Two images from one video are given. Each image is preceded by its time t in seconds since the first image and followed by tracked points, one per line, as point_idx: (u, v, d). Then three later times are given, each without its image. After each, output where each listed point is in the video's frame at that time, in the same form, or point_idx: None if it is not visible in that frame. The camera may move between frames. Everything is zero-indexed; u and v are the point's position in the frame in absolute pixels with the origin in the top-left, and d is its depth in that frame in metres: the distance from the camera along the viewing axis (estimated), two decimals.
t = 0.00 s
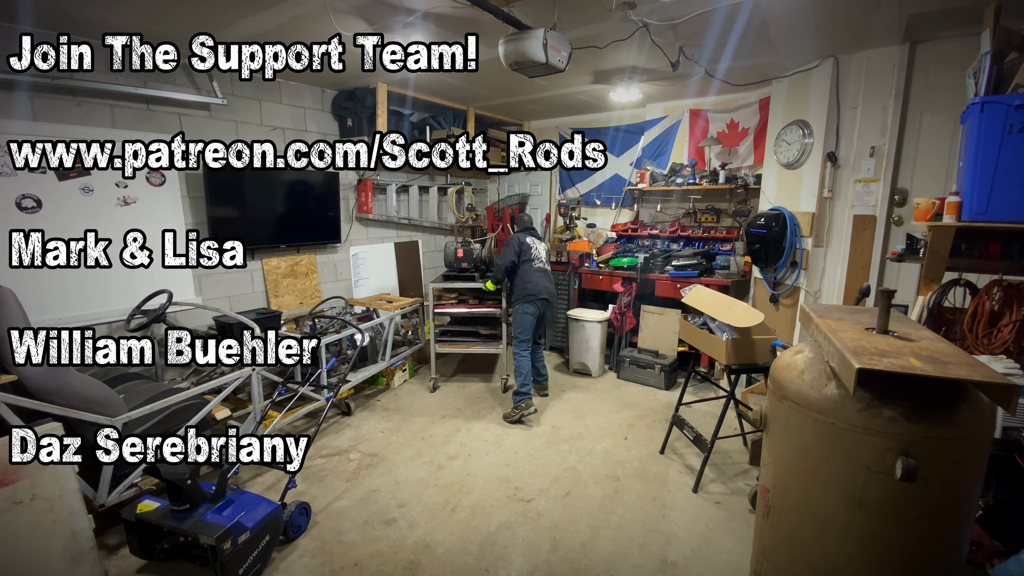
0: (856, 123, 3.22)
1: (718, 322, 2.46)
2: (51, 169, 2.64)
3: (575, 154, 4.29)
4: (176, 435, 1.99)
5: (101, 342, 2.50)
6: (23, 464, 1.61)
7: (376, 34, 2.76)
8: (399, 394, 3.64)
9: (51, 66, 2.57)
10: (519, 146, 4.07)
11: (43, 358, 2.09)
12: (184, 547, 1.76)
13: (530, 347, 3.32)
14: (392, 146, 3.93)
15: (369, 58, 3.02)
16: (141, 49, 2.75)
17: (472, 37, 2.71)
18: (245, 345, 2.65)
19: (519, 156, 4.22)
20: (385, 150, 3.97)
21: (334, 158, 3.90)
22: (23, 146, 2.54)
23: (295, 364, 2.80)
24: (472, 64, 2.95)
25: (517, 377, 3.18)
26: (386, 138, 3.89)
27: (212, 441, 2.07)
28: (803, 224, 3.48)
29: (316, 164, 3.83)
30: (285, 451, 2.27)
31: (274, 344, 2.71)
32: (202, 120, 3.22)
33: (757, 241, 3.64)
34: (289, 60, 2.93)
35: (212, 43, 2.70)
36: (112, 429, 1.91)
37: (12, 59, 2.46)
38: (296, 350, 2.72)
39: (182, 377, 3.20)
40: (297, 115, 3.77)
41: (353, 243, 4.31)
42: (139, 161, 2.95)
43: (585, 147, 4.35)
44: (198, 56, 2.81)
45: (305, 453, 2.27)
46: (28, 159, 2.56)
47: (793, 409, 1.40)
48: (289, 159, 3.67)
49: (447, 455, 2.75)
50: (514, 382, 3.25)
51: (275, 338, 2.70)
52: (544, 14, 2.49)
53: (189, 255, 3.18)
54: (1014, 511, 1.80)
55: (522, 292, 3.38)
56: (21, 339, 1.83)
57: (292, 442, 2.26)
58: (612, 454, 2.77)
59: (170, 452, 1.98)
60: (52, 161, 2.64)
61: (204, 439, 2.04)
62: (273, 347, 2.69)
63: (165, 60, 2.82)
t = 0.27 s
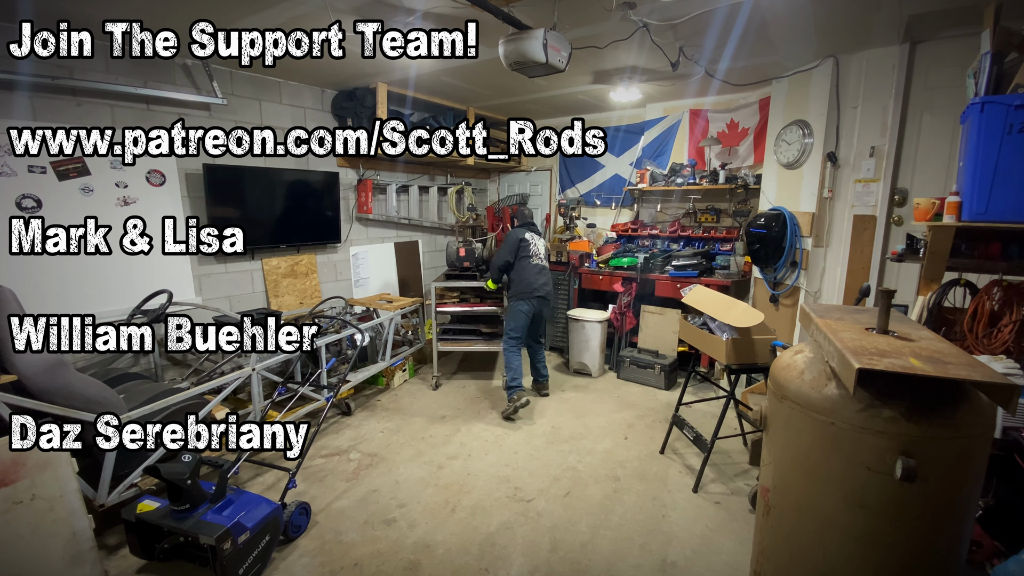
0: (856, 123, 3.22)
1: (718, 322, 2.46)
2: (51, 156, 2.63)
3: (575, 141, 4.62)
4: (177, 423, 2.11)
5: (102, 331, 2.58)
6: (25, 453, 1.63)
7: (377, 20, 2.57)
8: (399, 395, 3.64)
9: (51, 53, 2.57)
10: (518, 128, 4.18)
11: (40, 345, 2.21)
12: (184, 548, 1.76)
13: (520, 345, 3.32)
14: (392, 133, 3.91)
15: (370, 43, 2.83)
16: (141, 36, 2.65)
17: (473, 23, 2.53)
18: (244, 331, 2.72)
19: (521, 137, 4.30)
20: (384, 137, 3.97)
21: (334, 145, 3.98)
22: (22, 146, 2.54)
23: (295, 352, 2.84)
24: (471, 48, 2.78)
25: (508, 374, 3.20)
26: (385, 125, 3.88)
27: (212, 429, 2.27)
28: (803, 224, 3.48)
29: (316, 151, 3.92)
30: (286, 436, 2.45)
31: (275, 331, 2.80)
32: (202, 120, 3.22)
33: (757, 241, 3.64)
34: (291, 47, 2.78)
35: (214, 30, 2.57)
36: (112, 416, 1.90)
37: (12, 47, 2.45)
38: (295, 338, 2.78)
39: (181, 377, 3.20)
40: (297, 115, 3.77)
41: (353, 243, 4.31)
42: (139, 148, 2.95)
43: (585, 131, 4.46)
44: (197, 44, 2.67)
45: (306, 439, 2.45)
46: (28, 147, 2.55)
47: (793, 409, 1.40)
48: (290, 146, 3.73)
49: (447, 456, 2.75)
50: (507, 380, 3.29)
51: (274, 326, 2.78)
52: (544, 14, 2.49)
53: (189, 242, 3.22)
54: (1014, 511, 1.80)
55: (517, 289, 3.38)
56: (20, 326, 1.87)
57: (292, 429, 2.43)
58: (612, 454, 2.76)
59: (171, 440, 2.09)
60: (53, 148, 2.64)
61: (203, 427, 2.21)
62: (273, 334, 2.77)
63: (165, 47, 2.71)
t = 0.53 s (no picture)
0: (856, 123, 3.22)
1: (718, 322, 2.46)
2: (50, 143, 2.62)
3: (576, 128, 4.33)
4: (176, 408, 2.10)
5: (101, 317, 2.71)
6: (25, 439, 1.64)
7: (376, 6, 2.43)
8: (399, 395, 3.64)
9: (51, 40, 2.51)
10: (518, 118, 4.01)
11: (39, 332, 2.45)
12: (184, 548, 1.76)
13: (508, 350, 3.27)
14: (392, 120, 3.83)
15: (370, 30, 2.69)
16: (140, 23, 2.49)
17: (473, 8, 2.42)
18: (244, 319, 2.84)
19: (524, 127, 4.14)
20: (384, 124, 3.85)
21: (335, 132, 3.90)
22: (22, 146, 2.53)
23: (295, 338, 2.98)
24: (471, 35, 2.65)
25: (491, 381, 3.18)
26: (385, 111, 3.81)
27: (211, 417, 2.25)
28: (803, 224, 3.48)
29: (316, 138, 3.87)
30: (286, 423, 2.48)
31: (275, 318, 2.97)
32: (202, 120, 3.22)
33: (757, 241, 3.64)
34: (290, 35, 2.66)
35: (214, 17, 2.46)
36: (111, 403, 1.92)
37: (13, 33, 2.44)
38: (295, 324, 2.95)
39: (181, 377, 3.21)
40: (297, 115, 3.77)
41: (353, 243, 4.31)
42: (139, 135, 2.93)
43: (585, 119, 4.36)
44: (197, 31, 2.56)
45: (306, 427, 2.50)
46: (28, 133, 2.54)
47: (793, 409, 1.40)
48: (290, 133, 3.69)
49: (447, 456, 2.75)
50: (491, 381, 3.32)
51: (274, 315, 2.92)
52: (544, 14, 2.50)
53: (189, 229, 3.20)
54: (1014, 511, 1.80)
55: (505, 293, 3.33)
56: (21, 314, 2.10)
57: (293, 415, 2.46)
58: (612, 454, 2.76)
59: (171, 426, 2.10)
60: (52, 135, 2.62)
61: (203, 413, 2.17)
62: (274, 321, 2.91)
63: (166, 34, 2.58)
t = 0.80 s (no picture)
0: (856, 123, 3.22)
1: (718, 322, 2.46)
2: (50, 130, 2.61)
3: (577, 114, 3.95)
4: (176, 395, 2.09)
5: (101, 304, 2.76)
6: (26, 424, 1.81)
7: None
8: (399, 395, 3.64)
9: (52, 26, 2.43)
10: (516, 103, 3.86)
11: (40, 317, 2.58)
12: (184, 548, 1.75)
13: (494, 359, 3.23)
14: (392, 107, 3.79)
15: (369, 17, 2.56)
16: (140, 9, 2.38)
17: None
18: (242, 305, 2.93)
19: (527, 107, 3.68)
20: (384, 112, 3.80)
21: (334, 119, 3.84)
22: (22, 146, 2.53)
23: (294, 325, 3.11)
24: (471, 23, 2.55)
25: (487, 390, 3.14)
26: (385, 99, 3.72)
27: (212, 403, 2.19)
28: (803, 224, 3.48)
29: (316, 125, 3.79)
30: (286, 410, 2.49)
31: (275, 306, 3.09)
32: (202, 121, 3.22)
33: (757, 241, 3.64)
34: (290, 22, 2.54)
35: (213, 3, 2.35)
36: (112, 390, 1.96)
37: (12, 20, 2.42)
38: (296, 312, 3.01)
39: (181, 377, 3.22)
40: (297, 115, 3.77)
41: (353, 243, 4.31)
42: (139, 122, 2.91)
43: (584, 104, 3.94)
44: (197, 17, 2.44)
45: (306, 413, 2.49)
46: (28, 120, 2.53)
47: (793, 409, 1.40)
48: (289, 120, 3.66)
49: (447, 456, 2.75)
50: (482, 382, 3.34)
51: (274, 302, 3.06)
52: (544, 14, 2.50)
53: (189, 215, 3.18)
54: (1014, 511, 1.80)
55: (485, 299, 3.24)
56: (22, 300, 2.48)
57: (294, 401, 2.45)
58: (612, 454, 2.76)
59: (172, 413, 2.11)
60: (53, 122, 2.61)
61: (203, 401, 2.14)
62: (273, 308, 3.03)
63: (165, 20, 2.45)
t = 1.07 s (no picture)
0: (856, 123, 3.22)
1: (718, 322, 2.46)
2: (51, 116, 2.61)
3: (577, 102, 3.85)
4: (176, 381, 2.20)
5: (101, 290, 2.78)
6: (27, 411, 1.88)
7: None
8: (399, 395, 3.64)
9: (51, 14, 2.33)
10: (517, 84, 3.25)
11: (40, 304, 2.59)
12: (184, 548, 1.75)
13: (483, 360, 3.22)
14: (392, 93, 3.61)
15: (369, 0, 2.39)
16: None
17: None
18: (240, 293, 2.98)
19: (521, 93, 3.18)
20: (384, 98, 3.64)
21: (335, 106, 3.72)
22: (22, 146, 2.53)
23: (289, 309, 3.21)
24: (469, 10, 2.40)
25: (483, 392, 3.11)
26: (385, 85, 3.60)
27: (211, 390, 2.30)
28: (803, 224, 3.48)
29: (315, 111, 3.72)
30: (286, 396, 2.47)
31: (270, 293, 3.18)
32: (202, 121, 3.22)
33: (757, 241, 3.64)
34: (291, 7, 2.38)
35: None
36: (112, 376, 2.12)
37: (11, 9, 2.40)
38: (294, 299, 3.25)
39: (181, 376, 3.22)
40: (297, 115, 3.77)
41: (353, 243, 4.31)
42: (139, 108, 2.90)
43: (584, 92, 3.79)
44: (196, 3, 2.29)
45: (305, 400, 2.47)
46: (28, 107, 2.52)
47: (793, 409, 1.40)
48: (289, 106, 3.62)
49: (447, 456, 2.75)
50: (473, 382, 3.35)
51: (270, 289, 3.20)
52: (544, 14, 2.49)
53: (189, 202, 3.16)
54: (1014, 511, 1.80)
55: (470, 301, 3.22)
56: (20, 286, 2.53)
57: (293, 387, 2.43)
58: (612, 454, 2.76)
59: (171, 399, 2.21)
60: (53, 108, 2.61)
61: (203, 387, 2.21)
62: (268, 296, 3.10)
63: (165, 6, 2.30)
